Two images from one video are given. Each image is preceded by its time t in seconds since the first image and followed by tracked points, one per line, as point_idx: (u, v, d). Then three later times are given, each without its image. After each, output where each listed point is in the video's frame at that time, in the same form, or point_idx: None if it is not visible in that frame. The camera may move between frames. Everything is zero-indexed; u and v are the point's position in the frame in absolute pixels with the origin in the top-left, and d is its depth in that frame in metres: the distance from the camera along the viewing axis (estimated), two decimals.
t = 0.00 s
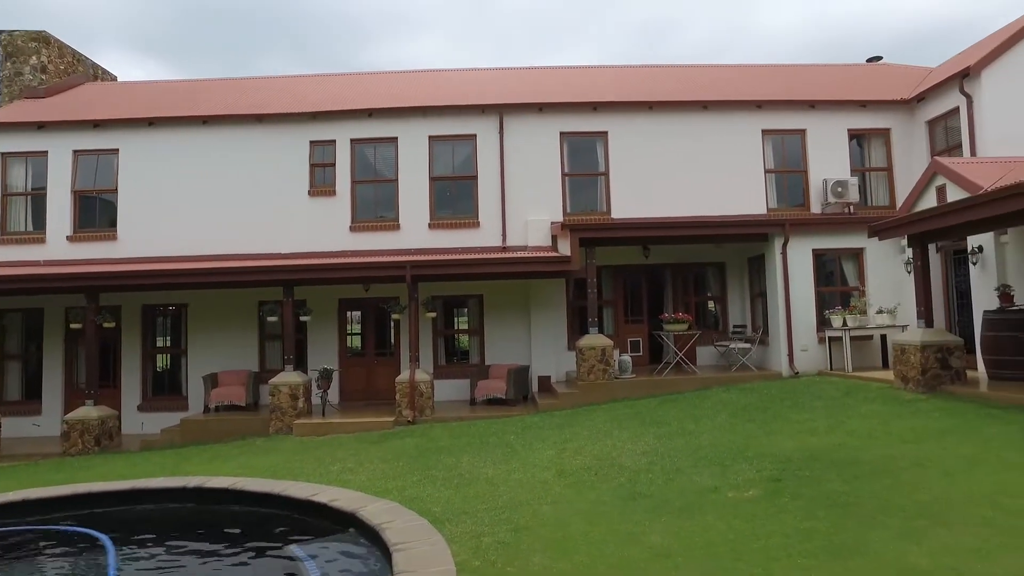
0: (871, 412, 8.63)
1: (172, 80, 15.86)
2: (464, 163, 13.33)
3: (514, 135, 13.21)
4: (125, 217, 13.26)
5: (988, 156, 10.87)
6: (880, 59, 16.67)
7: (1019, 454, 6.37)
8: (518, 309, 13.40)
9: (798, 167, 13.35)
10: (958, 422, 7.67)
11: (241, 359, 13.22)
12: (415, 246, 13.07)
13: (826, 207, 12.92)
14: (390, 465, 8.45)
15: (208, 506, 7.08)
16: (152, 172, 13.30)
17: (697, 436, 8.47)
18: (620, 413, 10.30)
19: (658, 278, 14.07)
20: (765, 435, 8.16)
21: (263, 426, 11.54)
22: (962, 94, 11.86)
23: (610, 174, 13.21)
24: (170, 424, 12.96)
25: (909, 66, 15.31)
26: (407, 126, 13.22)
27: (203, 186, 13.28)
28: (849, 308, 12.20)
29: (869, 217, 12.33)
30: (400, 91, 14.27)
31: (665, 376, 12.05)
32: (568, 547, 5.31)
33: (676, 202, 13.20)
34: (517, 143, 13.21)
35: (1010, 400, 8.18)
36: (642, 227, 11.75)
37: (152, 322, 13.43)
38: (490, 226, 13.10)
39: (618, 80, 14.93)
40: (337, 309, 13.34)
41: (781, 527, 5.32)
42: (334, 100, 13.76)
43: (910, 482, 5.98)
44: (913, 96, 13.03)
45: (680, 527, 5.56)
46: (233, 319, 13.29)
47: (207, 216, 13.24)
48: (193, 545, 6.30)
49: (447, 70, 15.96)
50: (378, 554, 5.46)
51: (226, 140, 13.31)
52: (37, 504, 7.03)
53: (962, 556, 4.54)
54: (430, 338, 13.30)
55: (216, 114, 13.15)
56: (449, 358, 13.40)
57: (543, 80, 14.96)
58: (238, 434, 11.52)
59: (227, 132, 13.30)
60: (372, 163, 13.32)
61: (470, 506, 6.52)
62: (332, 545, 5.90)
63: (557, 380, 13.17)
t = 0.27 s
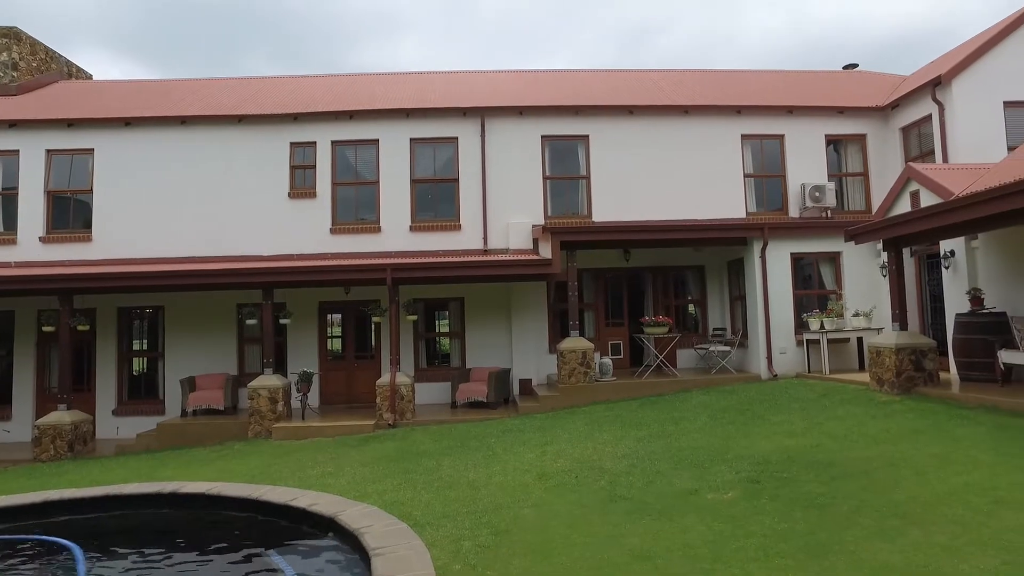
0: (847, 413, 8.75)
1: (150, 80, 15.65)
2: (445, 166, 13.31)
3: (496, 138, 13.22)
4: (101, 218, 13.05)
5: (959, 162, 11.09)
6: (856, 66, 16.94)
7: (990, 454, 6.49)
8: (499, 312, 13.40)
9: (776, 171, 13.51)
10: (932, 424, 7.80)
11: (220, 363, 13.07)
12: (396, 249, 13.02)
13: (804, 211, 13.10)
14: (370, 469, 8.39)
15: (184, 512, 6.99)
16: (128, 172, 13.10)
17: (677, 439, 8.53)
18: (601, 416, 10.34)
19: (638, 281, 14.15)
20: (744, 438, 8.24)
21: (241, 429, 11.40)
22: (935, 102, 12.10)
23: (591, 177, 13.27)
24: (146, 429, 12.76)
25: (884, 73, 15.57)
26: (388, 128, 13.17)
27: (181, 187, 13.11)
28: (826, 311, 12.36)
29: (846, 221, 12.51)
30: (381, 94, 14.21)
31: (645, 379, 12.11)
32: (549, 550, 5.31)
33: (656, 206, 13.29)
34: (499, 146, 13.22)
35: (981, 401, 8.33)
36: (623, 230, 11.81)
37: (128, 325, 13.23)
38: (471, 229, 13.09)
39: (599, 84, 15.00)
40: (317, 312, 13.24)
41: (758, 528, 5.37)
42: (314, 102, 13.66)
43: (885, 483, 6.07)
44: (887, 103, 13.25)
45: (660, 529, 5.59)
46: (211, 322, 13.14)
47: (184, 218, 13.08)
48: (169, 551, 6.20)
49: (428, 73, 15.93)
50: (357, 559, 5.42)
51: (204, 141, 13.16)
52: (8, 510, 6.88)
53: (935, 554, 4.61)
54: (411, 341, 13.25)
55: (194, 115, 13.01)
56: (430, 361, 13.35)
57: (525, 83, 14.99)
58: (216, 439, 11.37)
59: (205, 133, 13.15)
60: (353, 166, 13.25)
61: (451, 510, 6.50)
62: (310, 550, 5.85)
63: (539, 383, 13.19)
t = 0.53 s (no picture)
0: (825, 415, 8.85)
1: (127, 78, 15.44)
2: (427, 168, 13.28)
3: (478, 140, 13.22)
4: (76, 218, 12.83)
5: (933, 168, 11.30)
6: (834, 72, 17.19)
7: (963, 453, 6.60)
8: (481, 315, 13.38)
9: (756, 175, 13.65)
10: (907, 424, 7.93)
11: (198, 365, 12.91)
12: (377, 251, 12.95)
13: (783, 215, 13.26)
14: (351, 473, 8.33)
15: (161, 516, 6.88)
16: (105, 172, 12.91)
17: (657, 441, 8.58)
18: (582, 418, 10.37)
19: (620, 284, 14.21)
20: (723, 439, 8.31)
21: (219, 433, 11.27)
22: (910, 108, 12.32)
23: (573, 180, 13.32)
24: (122, 433, 12.56)
25: (860, 79, 15.82)
26: (370, 130, 13.11)
27: (158, 187, 12.94)
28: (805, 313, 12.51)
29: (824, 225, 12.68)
30: (363, 95, 14.15)
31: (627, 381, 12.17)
32: (529, 553, 5.31)
33: (637, 209, 13.37)
34: (481, 148, 13.22)
35: (954, 402, 8.48)
36: (604, 233, 11.86)
37: (104, 327, 13.02)
38: (453, 231, 13.07)
39: (580, 87, 15.06)
40: (297, 314, 13.13)
41: (737, 529, 5.42)
42: (295, 102, 13.56)
43: (861, 483, 6.15)
44: (863, 109, 13.47)
45: (640, 531, 5.61)
46: (189, 325, 12.97)
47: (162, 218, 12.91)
48: (144, 557, 6.10)
49: (411, 74, 15.89)
50: (336, 563, 5.37)
51: (182, 142, 13.00)
52: None
53: (909, 552, 4.68)
54: (392, 343, 13.19)
55: (173, 115, 12.85)
56: (411, 364, 13.30)
57: (507, 86, 15.01)
58: (194, 443, 11.22)
59: (184, 133, 13.00)
60: (334, 167, 13.17)
61: (432, 513, 6.47)
62: (289, 554, 5.79)
63: (520, 385, 13.19)
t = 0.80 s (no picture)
0: (803, 416, 8.96)
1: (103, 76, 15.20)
2: (409, 169, 13.24)
3: (460, 142, 13.21)
4: (50, 218, 12.61)
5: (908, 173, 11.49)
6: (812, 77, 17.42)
7: (936, 453, 6.72)
8: (463, 317, 13.36)
9: (735, 178, 13.78)
10: (882, 425, 8.05)
11: (176, 368, 12.74)
12: (358, 253, 12.89)
13: (762, 218, 13.41)
14: (330, 476, 8.27)
15: (137, 521, 6.78)
16: (80, 171, 12.70)
17: (638, 442, 8.62)
18: (563, 420, 10.39)
19: (601, 286, 14.27)
20: (703, 440, 8.37)
21: (197, 437, 11.13)
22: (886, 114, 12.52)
23: (554, 182, 13.35)
24: (97, 437, 12.36)
25: (838, 85, 16.05)
26: (351, 130, 13.05)
27: (135, 187, 12.76)
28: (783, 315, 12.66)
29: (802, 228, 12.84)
30: (344, 95, 14.07)
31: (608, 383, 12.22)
32: (510, 555, 5.31)
33: (619, 212, 13.44)
34: (463, 150, 13.21)
35: (928, 403, 8.63)
36: (586, 235, 11.91)
37: (79, 329, 12.80)
38: (435, 233, 13.04)
39: (563, 90, 15.11)
40: (277, 316, 13.02)
41: (716, 530, 5.46)
42: (275, 102, 13.46)
43: (837, 483, 6.24)
44: (841, 114, 13.67)
45: (620, 532, 5.64)
46: (166, 327, 12.80)
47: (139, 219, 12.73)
48: (119, 563, 6.01)
49: (393, 75, 15.83)
50: (315, 567, 5.33)
51: (160, 141, 12.84)
52: None
53: (883, 551, 4.75)
54: (373, 346, 13.12)
55: (150, 114, 12.68)
56: (392, 366, 13.24)
57: (489, 87, 15.02)
58: (171, 446, 11.07)
59: (162, 132, 12.84)
60: (315, 168, 13.09)
61: (412, 516, 6.45)
62: (267, 559, 5.73)
63: (502, 387, 13.18)
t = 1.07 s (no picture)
0: (781, 417, 9.06)
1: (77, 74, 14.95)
2: (390, 171, 13.19)
3: (442, 144, 13.19)
4: (22, 218, 12.37)
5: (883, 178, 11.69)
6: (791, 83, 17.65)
7: (909, 453, 6.82)
8: (444, 319, 13.33)
9: (715, 182, 13.92)
10: (858, 426, 8.16)
11: (152, 370, 12.56)
12: (339, 254, 12.81)
13: (742, 221, 13.54)
14: (310, 479, 8.20)
15: (112, 526, 6.67)
16: (54, 170, 12.47)
17: (618, 444, 8.66)
18: (545, 422, 10.40)
19: (583, 288, 14.32)
20: (682, 442, 8.43)
21: (174, 440, 10.97)
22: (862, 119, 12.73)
23: (536, 185, 13.38)
24: (71, 441, 12.13)
25: (815, 91, 16.28)
26: (333, 131, 12.97)
27: (111, 187, 12.56)
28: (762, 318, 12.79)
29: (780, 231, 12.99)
30: (326, 96, 13.99)
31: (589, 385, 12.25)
32: (491, 557, 5.30)
33: (600, 214, 13.50)
34: (445, 152, 13.19)
35: (903, 404, 8.76)
36: (567, 237, 11.94)
37: (52, 331, 12.57)
38: (416, 235, 13.00)
39: (545, 92, 15.15)
40: (256, 317, 12.89)
41: (696, 531, 5.50)
42: (255, 102, 13.34)
43: (814, 483, 6.31)
44: (818, 120, 13.86)
45: (600, 534, 5.65)
46: (142, 329, 12.61)
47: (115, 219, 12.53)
48: (93, 569, 5.90)
49: (374, 76, 15.77)
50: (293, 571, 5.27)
51: (137, 140, 12.66)
52: None
53: (858, 550, 4.81)
54: (354, 348, 13.04)
55: (127, 112, 12.50)
56: (373, 368, 13.17)
57: (471, 89, 15.01)
58: (148, 450, 10.90)
59: (139, 131, 12.66)
60: (295, 169, 12.99)
61: (392, 519, 6.41)
62: (244, 563, 5.66)
63: (483, 390, 13.16)
